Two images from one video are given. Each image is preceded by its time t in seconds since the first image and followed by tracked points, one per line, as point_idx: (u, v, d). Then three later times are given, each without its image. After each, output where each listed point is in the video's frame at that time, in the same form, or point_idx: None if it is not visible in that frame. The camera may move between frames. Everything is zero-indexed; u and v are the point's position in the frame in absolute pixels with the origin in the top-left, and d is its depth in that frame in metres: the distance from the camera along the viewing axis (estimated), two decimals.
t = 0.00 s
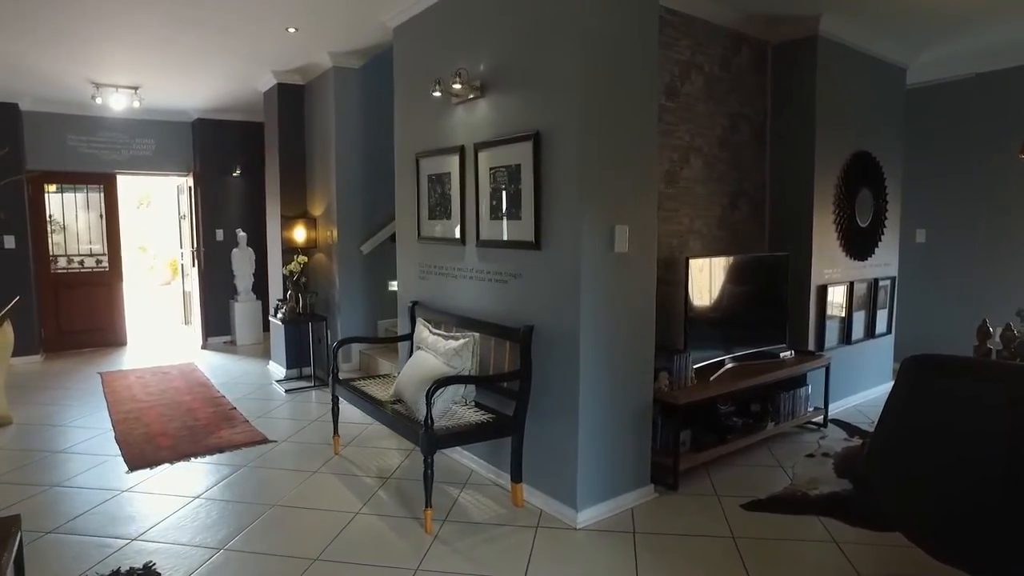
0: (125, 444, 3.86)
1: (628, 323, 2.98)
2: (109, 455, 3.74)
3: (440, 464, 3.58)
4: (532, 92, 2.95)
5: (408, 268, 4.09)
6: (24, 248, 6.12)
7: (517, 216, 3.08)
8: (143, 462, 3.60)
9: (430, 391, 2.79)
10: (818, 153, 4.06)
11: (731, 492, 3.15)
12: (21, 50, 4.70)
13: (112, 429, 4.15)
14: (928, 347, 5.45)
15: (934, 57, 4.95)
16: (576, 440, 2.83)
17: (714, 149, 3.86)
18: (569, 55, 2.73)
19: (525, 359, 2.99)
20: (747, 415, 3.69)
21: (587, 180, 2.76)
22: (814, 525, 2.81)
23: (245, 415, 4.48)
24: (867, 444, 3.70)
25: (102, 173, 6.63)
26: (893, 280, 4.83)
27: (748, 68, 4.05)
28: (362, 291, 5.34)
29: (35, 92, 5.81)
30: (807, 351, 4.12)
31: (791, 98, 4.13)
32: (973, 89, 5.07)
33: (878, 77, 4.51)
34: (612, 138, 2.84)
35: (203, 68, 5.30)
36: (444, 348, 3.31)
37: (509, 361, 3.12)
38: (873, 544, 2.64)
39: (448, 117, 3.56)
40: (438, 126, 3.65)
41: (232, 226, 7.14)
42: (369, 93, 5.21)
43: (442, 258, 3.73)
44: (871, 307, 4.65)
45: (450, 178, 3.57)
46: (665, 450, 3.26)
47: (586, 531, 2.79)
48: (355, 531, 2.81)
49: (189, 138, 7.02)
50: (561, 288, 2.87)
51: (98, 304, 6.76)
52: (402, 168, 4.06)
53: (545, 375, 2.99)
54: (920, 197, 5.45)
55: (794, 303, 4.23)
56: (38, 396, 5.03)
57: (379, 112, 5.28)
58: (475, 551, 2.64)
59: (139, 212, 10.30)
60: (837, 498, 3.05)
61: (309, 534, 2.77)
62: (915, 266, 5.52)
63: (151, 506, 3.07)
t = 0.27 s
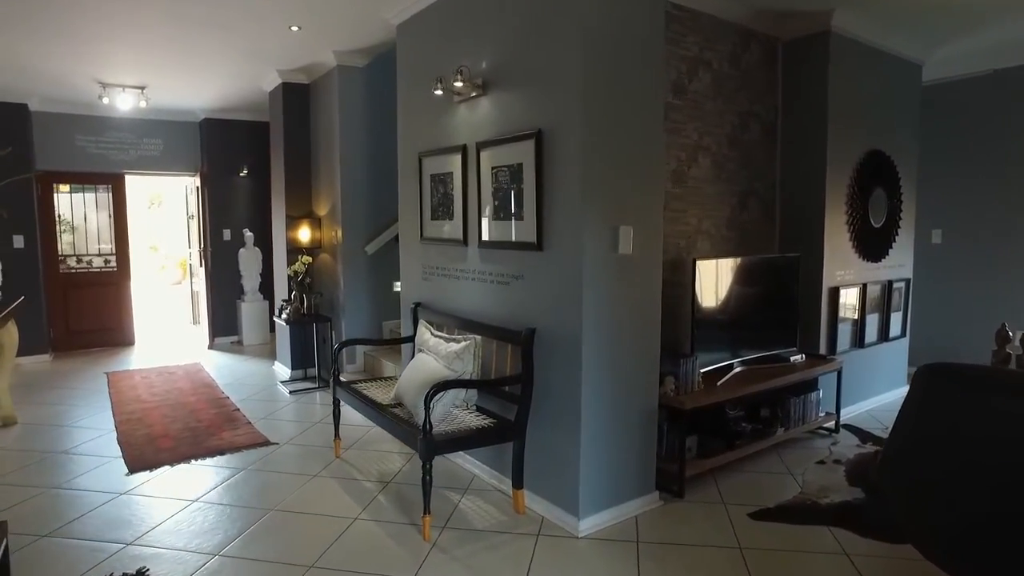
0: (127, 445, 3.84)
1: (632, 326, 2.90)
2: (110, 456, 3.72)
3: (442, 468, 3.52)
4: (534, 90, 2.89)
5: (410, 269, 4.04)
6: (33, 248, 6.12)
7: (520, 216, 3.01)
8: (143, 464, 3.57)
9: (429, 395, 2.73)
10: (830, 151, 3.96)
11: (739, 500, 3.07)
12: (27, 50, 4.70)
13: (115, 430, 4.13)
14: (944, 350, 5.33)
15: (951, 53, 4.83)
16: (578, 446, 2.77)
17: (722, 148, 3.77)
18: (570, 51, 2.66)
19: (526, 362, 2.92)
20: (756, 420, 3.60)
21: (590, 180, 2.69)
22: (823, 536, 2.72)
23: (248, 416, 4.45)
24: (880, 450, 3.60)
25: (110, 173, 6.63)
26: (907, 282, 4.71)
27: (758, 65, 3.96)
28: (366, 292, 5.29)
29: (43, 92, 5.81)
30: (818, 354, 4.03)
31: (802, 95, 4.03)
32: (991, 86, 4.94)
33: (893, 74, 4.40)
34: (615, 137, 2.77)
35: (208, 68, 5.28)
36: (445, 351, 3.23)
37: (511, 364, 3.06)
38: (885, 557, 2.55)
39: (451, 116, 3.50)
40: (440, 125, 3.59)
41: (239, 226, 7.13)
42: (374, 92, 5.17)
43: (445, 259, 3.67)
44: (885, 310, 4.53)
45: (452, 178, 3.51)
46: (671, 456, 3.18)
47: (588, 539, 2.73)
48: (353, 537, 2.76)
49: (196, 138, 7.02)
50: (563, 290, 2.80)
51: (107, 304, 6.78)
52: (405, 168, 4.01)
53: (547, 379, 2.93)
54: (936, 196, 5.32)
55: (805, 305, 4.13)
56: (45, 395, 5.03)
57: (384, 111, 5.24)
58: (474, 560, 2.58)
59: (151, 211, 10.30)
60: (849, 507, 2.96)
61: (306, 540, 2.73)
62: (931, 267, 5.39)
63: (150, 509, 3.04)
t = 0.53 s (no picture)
0: (137, 446, 3.83)
1: (644, 331, 2.82)
2: (119, 457, 3.71)
3: (450, 474, 3.47)
4: (543, 89, 2.82)
5: (420, 271, 3.99)
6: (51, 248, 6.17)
7: (528, 218, 2.94)
8: (151, 466, 3.56)
9: (434, 401, 2.68)
10: (851, 150, 3.84)
11: (753, 511, 2.98)
12: (42, 52, 4.72)
13: (125, 431, 4.13)
14: (970, 355, 5.16)
15: (979, 48, 4.67)
16: (587, 454, 2.69)
17: (738, 147, 3.67)
18: (579, 49, 2.59)
19: (534, 368, 2.86)
20: (772, 427, 3.50)
21: (600, 181, 2.61)
22: (841, 550, 2.62)
23: (258, 418, 4.43)
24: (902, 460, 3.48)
25: (127, 173, 6.68)
26: (931, 285, 4.57)
27: (776, 62, 3.85)
28: (377, 293, 5.26)
29: (60, 93, 5.85)
30: (838, 360, 3.91)
31: (822, 92, 3.92)
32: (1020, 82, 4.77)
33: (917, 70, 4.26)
34: (626, 137, 2.69)
35: (221, 68, 5.28)
36: (452, 356, 3.17)
37: (520, 370, 2.99)
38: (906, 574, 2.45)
39: (460, 116, 3.44)
40: (449, 124, 3.54)
41: (254, 226, 7.14)
42: (385, 91, 5.14)
43: (454, 262, 3.62)
44: (907, 313, 4.40)
45: (461, 179, 3.45)
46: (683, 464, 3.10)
47: (596, 550, 2.65)
48: (356, 544, 2.71)
49: (211, 138, 7.04)
50: (572, 293, 2.73)
51: (123, 304, 6.82)
52: (415, 168, 3.96)
53: (556, 385, 2.86)
54: (962, 196, 5.16)
55: (824, 308, 4.01)
56: (61, 395, 5.06)
57: (396, 111, 5.20)
58: (478, 570, 2.52)
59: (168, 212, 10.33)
60: (868, 520, 2.86)
61: (310, 546, 2.68)
62: (956, 269, 5.23)
63: (156, 512, 3.01)
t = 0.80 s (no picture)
0: (155, 445, 3.85)
1: (662, 334, 2.75)
2: (138, 456, 3.72)
3: (466, 477, 3.43)
4: (559, 86, 2.76)
5: (437, 272, 3.95)
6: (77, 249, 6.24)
7: (544, 219, 2.89)
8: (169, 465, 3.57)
9: (447, 405, 2.63)
10: (879, 148, 3.72)
11: (776, 520, 2.89)
12: (67, 54, 4.77)
13: (145, 429, 4.15)
14: (1004, 360, 4.98)
15: (1015, 40, 4.50)
16: (603, 460, 2.63)
17: (762, 146, 3.57)
18: (597, 45, 2.53)
19: (550, 371, 2.80)
20: (796, 434, 3.40)
21: (617, 180, 2.55)
22: (868, 564, 2.52)
23: (275, 417, 4.44)
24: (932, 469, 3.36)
25: (150, 174, 6.75)
26: (964, 287, 4.41)
27: (801, 58, 3.75)
28: (395, 293, 5.24)
29: (85, 95, 5.93)
30: (865, 364, 3.79)
31: (849, 89, 3.80)
32: None
33: (949, 64, 4.11)
34: (644, 135, 2.62)
35: (241, 69, 5.30)
36: (467, 358, 3.13)
37: (535, 373, 2.93)
38: None
39: (476, 115, 3.40)
40: (465, 123, 3.50)
41: (274, 226, 7.17)
42: (403, 91, 5.12)
43: (470, 263, 3.58)
44: (938, 317, 4.25)
45: (477, 179, 3.41)
46: (703, 471, 3.02)
47: (612, 559, 2.59)
48: (369, 548, 2.67)
49: (232, 138, 7.09)
50: (588, 296, 2.67)
51: (146, 302, 6.90)
52: (431, 168, 3.92)
53: (573, 389, 2.80)
54: (997, 195, 4.98)
55: (851, 311, 3.89)
56: (84, 392, 5.11)
57: (414, 110, 5.17)
58: None
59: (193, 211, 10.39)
60: (897, 532, 2.75)
61: (322, 550, 2.65)
62: (990, 271, 5.05)
63: (171, 510, 3.01)
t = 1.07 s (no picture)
0: (170, 444, 3.86)
1: (679, 337, 2.69)
2: (152, 454, 3.73)
3: (478, 480, 3.39)
4: (573, 84, 2.71)
5: (451, 272, 3.92)
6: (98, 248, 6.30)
7: (558, 219, 2.84)
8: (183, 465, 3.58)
9: (459, 407, 2.60)
10: (905, 146, 3.62)
11: (796, 528, 2.81)
12: (87, 56, 4.81)
13: (160, 428, 4.17)
14: None
15: None
16: (617, 466, 2.58)
17: (782, 144, 3.49)
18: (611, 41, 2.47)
19: (564, 374, 2.75)
20: (816, 439, 3.31)
21: (632, 180, 2.49)
22: None
23: (289, 417, 4.44)
24: (960, 477, 3.25)
25: (169, 174, 6.81)
26: (993, 289, 4.28)
27: (823, 53, 3.65)
28: (410, 294, 5.22)
29: (106, 96, 5.99)
30: (888, 369, 3.69)
31: (873, 85, 3.70)
32: None
33: (979, 60, 3.99)
34: (660, 133, 2.56)
35: (257, 69, 5.31)
36: (480, 360, 3.09)
37: (549, 375, 2.89)
38: None
39: (490, 114, 3.36)
40: (479, 123, 3.46)
41: (291, 226, 7.20)
42: (418, 90, 5.09)
43: (484, 263, 3.54)
44: (966, 319, 4.13)
45: (490, 178, 3.37)
46: (720, 477, 2.95)
47: (626, 567, 2.54)
48: (379, 552, 2.64)
49: (250, 139, 7.13)
50: (602, 297, 2.61)
51: (165, 301, 6.96)
52: (446, 167, 3.89)
53: (586, 392, 2.75)
54: None
55: (874, 314, 3.79)
56: (103, 390, 5.15)
57: (429, 109, 5.15)
58: None
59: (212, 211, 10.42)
60: (922, 544, 2.66)
61: (333, 553, 2.63)
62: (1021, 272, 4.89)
63: (184, 510, 3.00)
